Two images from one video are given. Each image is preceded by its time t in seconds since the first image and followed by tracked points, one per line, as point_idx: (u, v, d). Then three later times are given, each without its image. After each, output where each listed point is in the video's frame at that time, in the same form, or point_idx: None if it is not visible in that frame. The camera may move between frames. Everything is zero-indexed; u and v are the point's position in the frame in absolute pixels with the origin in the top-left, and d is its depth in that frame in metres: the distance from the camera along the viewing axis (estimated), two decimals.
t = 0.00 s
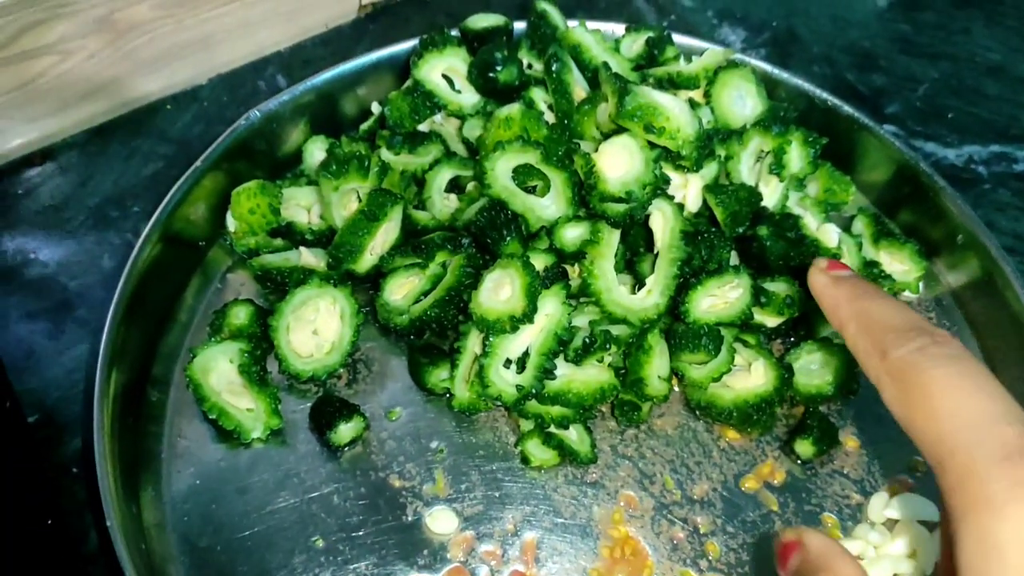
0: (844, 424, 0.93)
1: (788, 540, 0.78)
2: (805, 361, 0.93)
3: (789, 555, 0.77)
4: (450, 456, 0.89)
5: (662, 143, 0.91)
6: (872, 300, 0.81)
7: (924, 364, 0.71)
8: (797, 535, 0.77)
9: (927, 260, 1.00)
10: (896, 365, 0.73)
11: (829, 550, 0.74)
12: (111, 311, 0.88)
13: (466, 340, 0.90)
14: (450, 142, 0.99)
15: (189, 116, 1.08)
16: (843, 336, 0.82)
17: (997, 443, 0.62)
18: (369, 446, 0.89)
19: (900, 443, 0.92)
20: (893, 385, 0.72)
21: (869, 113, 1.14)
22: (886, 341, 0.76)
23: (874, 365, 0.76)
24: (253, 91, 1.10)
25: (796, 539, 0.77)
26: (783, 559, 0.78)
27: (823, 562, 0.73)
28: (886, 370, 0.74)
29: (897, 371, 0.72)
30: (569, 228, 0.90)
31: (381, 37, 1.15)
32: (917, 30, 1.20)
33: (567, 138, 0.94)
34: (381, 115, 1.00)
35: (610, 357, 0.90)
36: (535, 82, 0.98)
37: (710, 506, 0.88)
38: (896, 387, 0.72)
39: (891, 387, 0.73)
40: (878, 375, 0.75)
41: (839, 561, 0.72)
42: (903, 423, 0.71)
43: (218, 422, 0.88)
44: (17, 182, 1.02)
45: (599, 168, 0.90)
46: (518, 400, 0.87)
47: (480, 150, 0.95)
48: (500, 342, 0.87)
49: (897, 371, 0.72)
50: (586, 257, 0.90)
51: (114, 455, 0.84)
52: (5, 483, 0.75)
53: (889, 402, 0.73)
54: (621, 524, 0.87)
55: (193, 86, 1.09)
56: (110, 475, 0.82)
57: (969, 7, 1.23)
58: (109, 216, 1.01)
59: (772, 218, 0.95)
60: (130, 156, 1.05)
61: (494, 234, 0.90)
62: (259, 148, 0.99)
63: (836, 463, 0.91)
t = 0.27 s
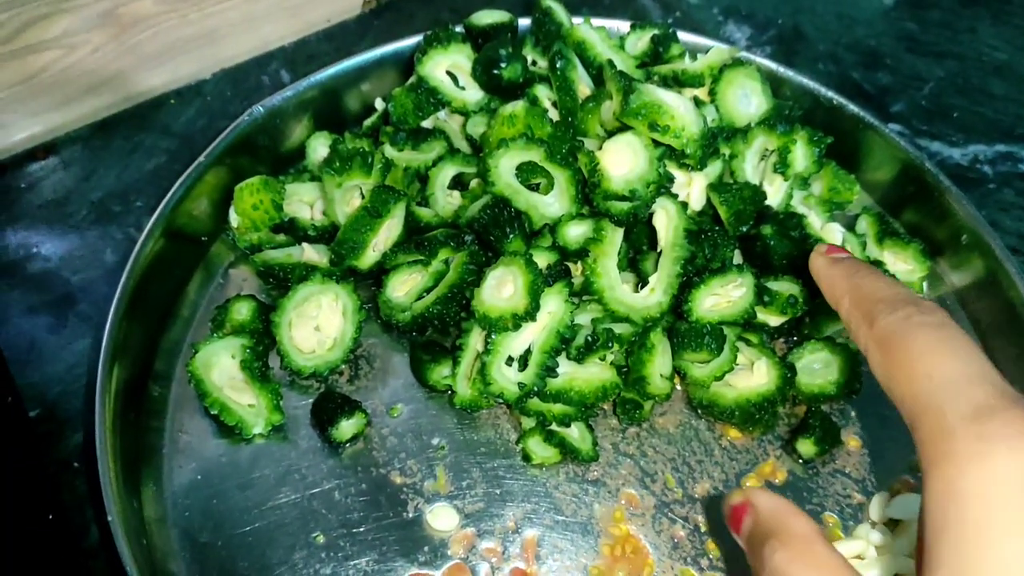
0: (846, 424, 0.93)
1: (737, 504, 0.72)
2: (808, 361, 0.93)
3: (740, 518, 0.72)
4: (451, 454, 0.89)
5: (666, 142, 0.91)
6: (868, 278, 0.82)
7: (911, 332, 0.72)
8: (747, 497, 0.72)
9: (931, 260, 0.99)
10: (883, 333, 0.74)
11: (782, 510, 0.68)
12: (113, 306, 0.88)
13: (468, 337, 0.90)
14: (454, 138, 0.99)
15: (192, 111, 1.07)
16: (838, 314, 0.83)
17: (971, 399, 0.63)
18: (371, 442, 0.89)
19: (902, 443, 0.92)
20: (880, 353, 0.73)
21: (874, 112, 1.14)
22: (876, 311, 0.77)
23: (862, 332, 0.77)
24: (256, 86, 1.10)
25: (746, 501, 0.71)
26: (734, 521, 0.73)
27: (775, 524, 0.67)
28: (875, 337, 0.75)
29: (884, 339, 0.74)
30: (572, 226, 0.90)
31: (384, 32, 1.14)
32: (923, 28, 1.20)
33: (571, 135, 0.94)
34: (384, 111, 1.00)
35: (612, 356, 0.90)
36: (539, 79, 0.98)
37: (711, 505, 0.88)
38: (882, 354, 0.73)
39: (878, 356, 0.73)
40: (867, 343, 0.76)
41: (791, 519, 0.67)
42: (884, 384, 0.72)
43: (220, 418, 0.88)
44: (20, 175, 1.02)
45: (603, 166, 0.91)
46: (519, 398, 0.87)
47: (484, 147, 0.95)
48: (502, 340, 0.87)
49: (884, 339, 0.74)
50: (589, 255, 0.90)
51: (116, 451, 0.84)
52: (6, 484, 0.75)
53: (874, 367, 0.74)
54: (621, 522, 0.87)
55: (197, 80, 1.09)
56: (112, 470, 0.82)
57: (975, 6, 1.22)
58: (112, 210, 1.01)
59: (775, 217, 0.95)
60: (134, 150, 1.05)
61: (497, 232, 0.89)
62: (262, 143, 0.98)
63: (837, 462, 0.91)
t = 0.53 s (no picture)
0: (846, 421, 0.93)
1: (693, 467, 0.79)
2: (809, 357, 0.93)
3: (699, 480, 0.78)
4: (451, 448, 0.89)
5: (668, 138, 0.91)
6: (874, 264, 0.86)
7: (909, 298, 0.76)
8: (702, 461, 0.78)
9: (933, 257, 0.99)
10: (884, 299, 0.78)
11: (737, 467, 0.75)
12: (114, 298, 0.88)
13: (469, 332, 0.90)
14: (455, 133, 0.99)
15: (194, 104, 1.07)
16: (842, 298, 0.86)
17: (957, 347, 0.67)
18: (371, 436, 0.89)
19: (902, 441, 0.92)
20: (881, 316, 0.77)
21: (878, 109, 1.13)
22: (878, 283, 0.81)
23: (864, 302, 0.81)
24: (259, 79, 1.09)
25: (701, 464, 0.78)
26: (694, 486, 0.79)
27: (732, 480, 0.74)
28: (877, 305, 0.78)
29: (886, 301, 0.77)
30: (573, 222, 0.90)
31: (387, 26, 1.14)
32: (927, 25, 1.19)
33: (573, 131, 0.93)
34: (386, 105, 1.00)
35: (613, 351, 0.90)
36: (542, 74, 0.98)
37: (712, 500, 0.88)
38: (883, 318, 0.76)
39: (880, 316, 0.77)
40: (869, 312, 0.79)
41: (747, 474, 0.73)
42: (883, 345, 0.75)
43: (220, 411, 0.88)
44: (22, 167, 1.02)
45: (605, 161, 0.90)
46: (520, 392, 0.87)
47: (486, 142, 0.94)
48: (503, 335, 0.87)
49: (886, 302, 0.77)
50: (591, 251, 0.90)
51: (117, 442, 0.84)
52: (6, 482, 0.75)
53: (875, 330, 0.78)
54: (621, 517, 0.87)
55: (199, 73, 1.09)
56: (113, 461, 0.82)
57: (979, 3, 1.22)
58: (113, 203, 1.01)
59: (779, 212, 0.94)
60: (135, 143, 1.04)
61: (498, 227, 0.89)
62: (264, 136, 0.98)
63: (838, 459, 0.90)
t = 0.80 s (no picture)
0: (848, 416, 0.93)
1: (663, 426, 0.82)
2: (813, 351, 0.93)
3: (669, 438, 0.81)
4: (454, 441, 0.89)
5: (672, 132, 0.91)
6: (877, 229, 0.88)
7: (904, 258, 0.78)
8: (671, 419, 0.81)
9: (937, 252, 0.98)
10: (881, 257, 0.81)
11: (712, 422, 0.78)
12: (118, 289, 0.88)
13: (473, 325, 0.90)
14: (459, 127, 0.99)
15: (198, 96, 1.07)
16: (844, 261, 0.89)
17: (937, 297, 0.70)
18: (375, 428, 0.89)
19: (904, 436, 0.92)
20: (875, 272, 0.80)
21: (882, 104, 1.14)
22: (878, 243, 0.84)
23: (863, 260, 0.84)
24: (263, 72, 1.09)
25: (671, 422, 0.81)
26: (665, 444, 0.82)
27: (704, 433, 0.77)
28: (874, 261, 0.81)
29: (880, 258, 0.81)
30: (577, 216, 0.90)
31: (392, 18, 1.13)
32: (932, 19, 1.19)
33: (577, 124, 0.93)
34: (390, 98, 1.00)
35: (616, 345, 0.90)
36: (546, 67, 0.98)
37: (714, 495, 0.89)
38: (878, 272, 0.79)
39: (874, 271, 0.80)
40: (867, 269, 0.82)
41: (716, 428, 0.76)
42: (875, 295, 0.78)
43: (224, 402, 0.89)
44: (25, 159, 1.02)
45: (610, 155, 0.91)
46: (524, 385, 0.88)
47: (490, 135, 0.94)
48: (507, 328, 0.87)
49: (879, 260, 0.80)
50: (594, 245, 0.90)
51: (121, 432, 0.84)
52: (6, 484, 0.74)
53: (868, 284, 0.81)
54: (624, 509, 0.87)
55: (202, 65, 1.08)
56: (117, 451, 0.82)
57: None
58: (117, 195, 1.01)
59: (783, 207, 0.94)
60: (139, 135, 1.04)
61: (502, 220, 0.89)
62: (268, 129, 0.98)
63: (840, 453, 0.91)
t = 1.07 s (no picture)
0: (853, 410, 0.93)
1: (636, 387, 0.84)
2: (817, 345, 0.92)
3: (642, 398, 0.83)
4: (459, 432, 0.90)
5: (678, 124, 0.91)
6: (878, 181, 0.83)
7: (886, 213, 0.74)
8: (643, 379, 0.83)
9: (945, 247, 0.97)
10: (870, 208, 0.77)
11: (686, 383, 0.79)
12: (124, 279, 0.88)
13: (478, 316, 0.90)
14: (465, 119, 0.99)
15: (203, 88, 1.06)
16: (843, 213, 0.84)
17: (912, 258, 0.68)
18: (379, 419, 0.89)
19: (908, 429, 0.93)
20: (862, 224, 0.77)
21: (886, 98, 1.14)
22: (872, 195, 0.80)
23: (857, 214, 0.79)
24: (268, 64, 1.08)
25: (643, 382, 0.83)
26: (637, 404, 0.84)
27: (676, 395, 0.78)
28: (864, 213, 0.78)
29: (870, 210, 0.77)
30: (582, 208, 0.90)
31: (400, 10, 1.12)
32: (937, 14, 1.19)
33: (583, 117, 0.93)
34: (395, 90, 1.00)
35: (620, 337, 0.90)
36: (552, 60, 0.98)
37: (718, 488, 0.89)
38: (865, 224, 0.76)
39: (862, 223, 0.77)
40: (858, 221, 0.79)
41: (684, 386, 0.78)
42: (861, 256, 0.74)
43: (230, 392, 0.89)
44: (30, 150, 1.01)
45: (615, 148, 0.90)
46: (528, 376, 0.88)
47: (496, 127, 0.94)
48: (512, 319, 0.88)
49: (870, 211, 0.77)
50: (600, 237, 0.90)
51: (126, 422, 0.85)
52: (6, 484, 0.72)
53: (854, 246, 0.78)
54: (628, 502, 0.88)
55: (208, 57, 1.07)
56: (123, 441, 0.83)
57: None
58: (123, 185, 1.01)
59: (787, 201, 0.94)
60: (144, 127, 1.04)
61: (507, 213, 0.90)
62: (274, 121, 0.98)
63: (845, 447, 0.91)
